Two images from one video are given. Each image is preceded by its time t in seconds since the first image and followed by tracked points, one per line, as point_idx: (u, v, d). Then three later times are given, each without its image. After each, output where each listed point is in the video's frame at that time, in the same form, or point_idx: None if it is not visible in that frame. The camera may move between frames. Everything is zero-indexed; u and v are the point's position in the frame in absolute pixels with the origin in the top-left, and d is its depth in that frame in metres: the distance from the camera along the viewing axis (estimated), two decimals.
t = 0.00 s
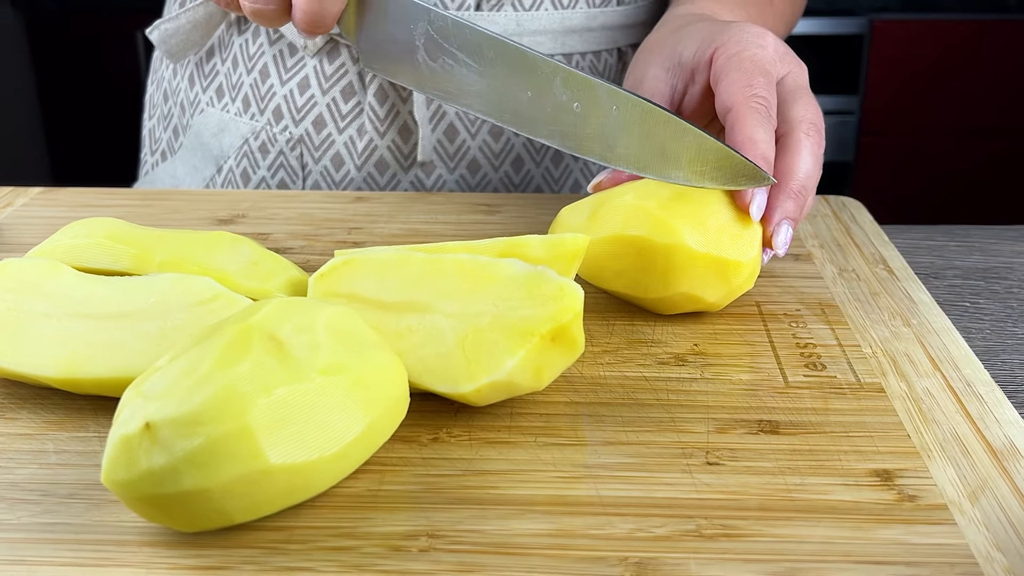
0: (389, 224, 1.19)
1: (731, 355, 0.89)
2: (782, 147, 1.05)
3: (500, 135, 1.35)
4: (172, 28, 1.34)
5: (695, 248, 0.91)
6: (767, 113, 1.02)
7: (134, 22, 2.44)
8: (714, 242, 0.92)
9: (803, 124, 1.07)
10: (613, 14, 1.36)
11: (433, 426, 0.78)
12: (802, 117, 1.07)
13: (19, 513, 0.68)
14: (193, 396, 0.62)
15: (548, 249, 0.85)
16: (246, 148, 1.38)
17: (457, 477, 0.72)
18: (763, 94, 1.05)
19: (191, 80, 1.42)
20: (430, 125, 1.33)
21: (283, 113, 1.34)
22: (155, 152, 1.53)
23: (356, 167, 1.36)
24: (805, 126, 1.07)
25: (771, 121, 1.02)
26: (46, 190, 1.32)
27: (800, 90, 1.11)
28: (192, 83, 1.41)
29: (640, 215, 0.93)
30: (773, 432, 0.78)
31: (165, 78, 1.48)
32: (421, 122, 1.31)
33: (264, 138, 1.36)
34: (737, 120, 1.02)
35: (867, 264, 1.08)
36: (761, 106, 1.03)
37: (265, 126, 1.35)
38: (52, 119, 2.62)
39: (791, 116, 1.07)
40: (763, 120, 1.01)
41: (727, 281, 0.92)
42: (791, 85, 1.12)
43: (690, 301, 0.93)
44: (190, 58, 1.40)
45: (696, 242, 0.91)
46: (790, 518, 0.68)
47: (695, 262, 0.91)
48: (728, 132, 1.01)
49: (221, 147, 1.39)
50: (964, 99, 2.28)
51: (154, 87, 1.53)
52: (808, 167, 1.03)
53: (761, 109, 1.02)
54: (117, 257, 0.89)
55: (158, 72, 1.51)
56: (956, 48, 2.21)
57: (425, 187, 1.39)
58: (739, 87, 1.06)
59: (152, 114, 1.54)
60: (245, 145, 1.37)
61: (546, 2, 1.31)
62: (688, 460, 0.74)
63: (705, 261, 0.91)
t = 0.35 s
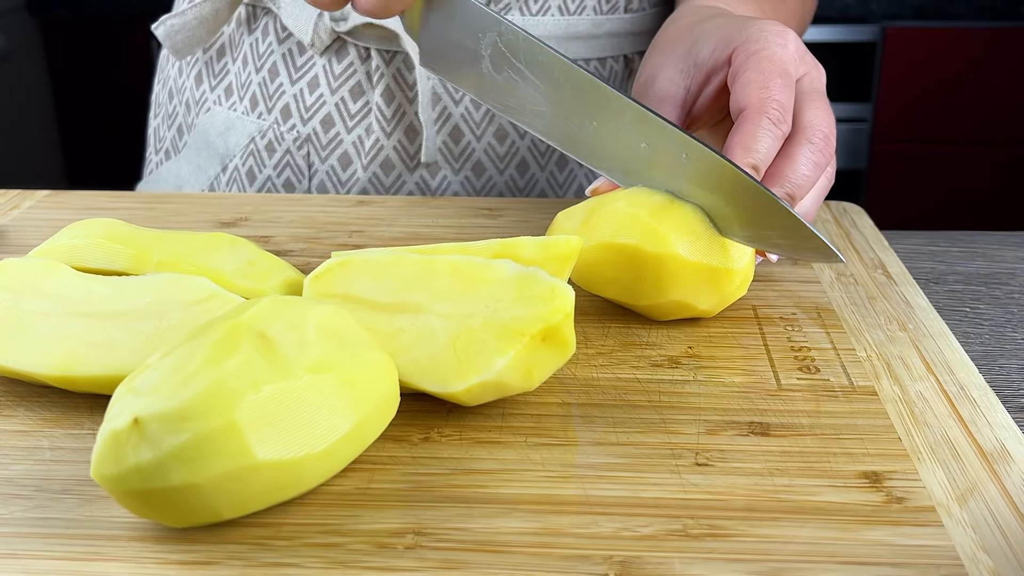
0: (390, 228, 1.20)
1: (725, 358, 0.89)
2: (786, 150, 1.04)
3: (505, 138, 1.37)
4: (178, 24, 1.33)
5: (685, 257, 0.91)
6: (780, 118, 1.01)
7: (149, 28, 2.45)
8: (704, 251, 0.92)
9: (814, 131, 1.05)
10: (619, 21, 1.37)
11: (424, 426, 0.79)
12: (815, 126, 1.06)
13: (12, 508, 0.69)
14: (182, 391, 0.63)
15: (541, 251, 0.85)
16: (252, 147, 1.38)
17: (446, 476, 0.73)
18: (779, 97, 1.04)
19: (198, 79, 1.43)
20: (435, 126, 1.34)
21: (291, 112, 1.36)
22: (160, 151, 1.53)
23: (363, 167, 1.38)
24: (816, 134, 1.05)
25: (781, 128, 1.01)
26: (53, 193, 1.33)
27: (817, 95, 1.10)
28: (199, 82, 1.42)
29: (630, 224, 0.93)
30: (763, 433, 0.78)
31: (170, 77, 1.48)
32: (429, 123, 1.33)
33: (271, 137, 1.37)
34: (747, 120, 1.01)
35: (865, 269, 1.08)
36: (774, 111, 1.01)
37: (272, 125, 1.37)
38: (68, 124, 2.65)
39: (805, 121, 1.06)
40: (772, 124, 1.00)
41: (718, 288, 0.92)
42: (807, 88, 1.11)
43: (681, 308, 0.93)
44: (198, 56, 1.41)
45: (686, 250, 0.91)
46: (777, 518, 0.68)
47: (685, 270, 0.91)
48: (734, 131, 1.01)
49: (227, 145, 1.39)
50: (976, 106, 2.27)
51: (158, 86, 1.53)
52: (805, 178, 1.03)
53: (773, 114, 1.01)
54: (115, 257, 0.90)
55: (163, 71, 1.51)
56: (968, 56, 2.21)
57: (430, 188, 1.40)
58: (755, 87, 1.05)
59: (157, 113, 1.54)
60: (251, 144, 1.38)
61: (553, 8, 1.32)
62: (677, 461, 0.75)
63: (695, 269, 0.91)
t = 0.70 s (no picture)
0: (394, 232, 1.21)
1: (722, 361, 0.90)
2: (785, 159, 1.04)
3: (538, 148, 1.38)
4: (203, 34, 1.31)
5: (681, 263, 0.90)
6: (780, 127, 1.01)
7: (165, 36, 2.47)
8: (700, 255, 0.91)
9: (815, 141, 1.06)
10: (647, 31, 1.36)
11: (418, 426, 0.79)
12: (817, 135, 1.06)
13: (8, 503, 0.70)
14: (174, 388, 0.63)
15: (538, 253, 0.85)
16: (284, 158, 1.42)
17: (438, 475, 0.73)
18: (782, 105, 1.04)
19: (221, 88, 1.42)
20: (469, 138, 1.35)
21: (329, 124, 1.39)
22: (175, 161, 1.52)
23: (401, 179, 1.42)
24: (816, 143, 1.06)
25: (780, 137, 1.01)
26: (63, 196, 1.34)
27: (819, 104, 1.10)
28: (224, 91, 1.42)
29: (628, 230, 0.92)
30: (756, 436, 0.78)
31: (187, 86, 1.47)
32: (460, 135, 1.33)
33: (304, 148, 1.40)
34: (749, 129, 1.01)
35: (866, 275, 1.08)
36: (775, 121, 1.02)
37: (305, 136, 1.39)
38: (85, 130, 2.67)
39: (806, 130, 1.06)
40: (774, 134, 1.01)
41: (716, 292, 0.92)
42: (812, 97, 1.11)
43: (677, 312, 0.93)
44: (223, 66, 1.41)
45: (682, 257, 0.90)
46: (765, 519, 0.68)
47: (679, 276, 0.90)
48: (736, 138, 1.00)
49: (256, 157, 1.43)
50: (989, 115, 2.26)
51: (172, 95, 1.52)
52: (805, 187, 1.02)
53: (773, 123, 1.01)
54: (116, 257, 0.91)
55: (178, 79, 1.50)
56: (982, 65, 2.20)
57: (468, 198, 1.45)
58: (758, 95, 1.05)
59: (169, 122, 1.53)
60: (285, 154, 1.41)
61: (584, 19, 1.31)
62: (668, 462, 0.75)
63: (691, 274, 0.90)
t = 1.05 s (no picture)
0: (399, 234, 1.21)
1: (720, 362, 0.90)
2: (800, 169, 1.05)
3: (539, 160, 1.38)
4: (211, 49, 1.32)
5: (611, 250, 0.89)
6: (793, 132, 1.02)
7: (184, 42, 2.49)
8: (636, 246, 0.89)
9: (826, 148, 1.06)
10: (652, 39, 1.37)
11: (415, 424, 0.80)
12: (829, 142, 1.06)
13: (8, 496, 0.71)
14: (169, 382, 0.64)
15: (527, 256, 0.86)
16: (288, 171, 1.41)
17: (432, 472, 0.74)
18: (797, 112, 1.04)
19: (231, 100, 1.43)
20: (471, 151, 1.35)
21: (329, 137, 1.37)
22: (191, 170, 1.54)
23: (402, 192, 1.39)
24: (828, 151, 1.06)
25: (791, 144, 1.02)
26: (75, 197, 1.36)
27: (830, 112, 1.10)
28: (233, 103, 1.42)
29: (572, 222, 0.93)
30: (751, 436, 0.78)
31: (202, 97, 1.49)
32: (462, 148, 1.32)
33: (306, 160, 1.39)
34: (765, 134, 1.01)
35: (870, 278, 1.08)
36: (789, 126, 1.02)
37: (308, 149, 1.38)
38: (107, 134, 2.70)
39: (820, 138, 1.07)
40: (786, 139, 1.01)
41: (654, 290, 0.88)
42: (824, 104, 1.11)
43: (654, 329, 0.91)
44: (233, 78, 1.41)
45: (613, 241, 0.89)
46: (757, 518, 0.68)
47: (632, 310, 0.88)
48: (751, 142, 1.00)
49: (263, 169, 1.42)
50: (1004, 121, 2.25)
51: (190, 105, 1.55)
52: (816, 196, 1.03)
53: (786, 126, 1.02)
54: (121, 256, 0.92)
55: (194, 90, 1.53)
56: (997, 71, 2.18)
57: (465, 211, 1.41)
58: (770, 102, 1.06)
59: (187, 131, 1.56)
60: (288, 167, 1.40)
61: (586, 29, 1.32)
62: (663, 461, 0.75)
63: (619, 264, 0.89)
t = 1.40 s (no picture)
0: (409, 233, 1.22)
1: (725, 358, 0.90)
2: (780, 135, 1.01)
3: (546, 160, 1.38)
4: (222, 47, 1.35)
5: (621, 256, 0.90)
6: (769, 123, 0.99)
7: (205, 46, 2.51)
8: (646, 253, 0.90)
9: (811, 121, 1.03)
10: (662, 39, 1.36)
11: (418, 417, 0.80)
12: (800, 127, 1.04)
13: (13, 483, 0.72)
14: (171, 371, 0.65)
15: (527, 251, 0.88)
16: (292, 169, 1.41)
17: (433, 464, 0.74)
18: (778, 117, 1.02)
19: (242, 100, 1.44)
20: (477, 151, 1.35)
21: (331, 135, 1.36)
22: (206, 169, 1.56)
23: (403, 190, 1.39)
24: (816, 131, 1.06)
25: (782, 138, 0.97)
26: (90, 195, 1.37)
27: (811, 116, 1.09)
28: (243, 102, 1.43)
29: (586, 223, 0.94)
30: (753, 431, 0.78)
31: (216, 97, 1.50)
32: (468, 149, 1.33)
33: (312, 159, 1.39)
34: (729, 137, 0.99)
35: (878, 277, 1.07)
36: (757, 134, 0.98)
37: (312, 147, 1.38)
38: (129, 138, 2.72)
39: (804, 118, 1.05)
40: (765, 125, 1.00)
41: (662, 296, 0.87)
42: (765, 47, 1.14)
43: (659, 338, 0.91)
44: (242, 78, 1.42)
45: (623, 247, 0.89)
46: (756, 512, 0.68)
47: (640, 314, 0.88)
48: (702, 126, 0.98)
49: (269, 166, 1.43)
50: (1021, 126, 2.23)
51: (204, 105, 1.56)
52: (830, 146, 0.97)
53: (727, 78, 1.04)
54: (130, 250, 0.92)
55: (208, 90, 1.54)
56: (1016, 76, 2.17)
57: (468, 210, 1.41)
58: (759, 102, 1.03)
59: (203, 132, 1.57)
60: (293, 165, 1.40)
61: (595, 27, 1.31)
62: (664, 455, 0.75)
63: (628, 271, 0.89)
